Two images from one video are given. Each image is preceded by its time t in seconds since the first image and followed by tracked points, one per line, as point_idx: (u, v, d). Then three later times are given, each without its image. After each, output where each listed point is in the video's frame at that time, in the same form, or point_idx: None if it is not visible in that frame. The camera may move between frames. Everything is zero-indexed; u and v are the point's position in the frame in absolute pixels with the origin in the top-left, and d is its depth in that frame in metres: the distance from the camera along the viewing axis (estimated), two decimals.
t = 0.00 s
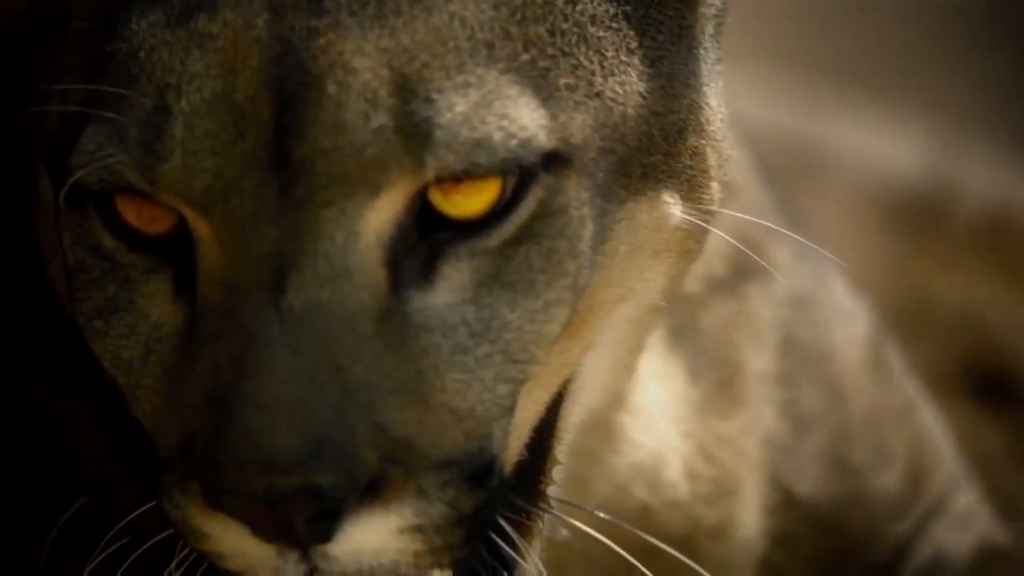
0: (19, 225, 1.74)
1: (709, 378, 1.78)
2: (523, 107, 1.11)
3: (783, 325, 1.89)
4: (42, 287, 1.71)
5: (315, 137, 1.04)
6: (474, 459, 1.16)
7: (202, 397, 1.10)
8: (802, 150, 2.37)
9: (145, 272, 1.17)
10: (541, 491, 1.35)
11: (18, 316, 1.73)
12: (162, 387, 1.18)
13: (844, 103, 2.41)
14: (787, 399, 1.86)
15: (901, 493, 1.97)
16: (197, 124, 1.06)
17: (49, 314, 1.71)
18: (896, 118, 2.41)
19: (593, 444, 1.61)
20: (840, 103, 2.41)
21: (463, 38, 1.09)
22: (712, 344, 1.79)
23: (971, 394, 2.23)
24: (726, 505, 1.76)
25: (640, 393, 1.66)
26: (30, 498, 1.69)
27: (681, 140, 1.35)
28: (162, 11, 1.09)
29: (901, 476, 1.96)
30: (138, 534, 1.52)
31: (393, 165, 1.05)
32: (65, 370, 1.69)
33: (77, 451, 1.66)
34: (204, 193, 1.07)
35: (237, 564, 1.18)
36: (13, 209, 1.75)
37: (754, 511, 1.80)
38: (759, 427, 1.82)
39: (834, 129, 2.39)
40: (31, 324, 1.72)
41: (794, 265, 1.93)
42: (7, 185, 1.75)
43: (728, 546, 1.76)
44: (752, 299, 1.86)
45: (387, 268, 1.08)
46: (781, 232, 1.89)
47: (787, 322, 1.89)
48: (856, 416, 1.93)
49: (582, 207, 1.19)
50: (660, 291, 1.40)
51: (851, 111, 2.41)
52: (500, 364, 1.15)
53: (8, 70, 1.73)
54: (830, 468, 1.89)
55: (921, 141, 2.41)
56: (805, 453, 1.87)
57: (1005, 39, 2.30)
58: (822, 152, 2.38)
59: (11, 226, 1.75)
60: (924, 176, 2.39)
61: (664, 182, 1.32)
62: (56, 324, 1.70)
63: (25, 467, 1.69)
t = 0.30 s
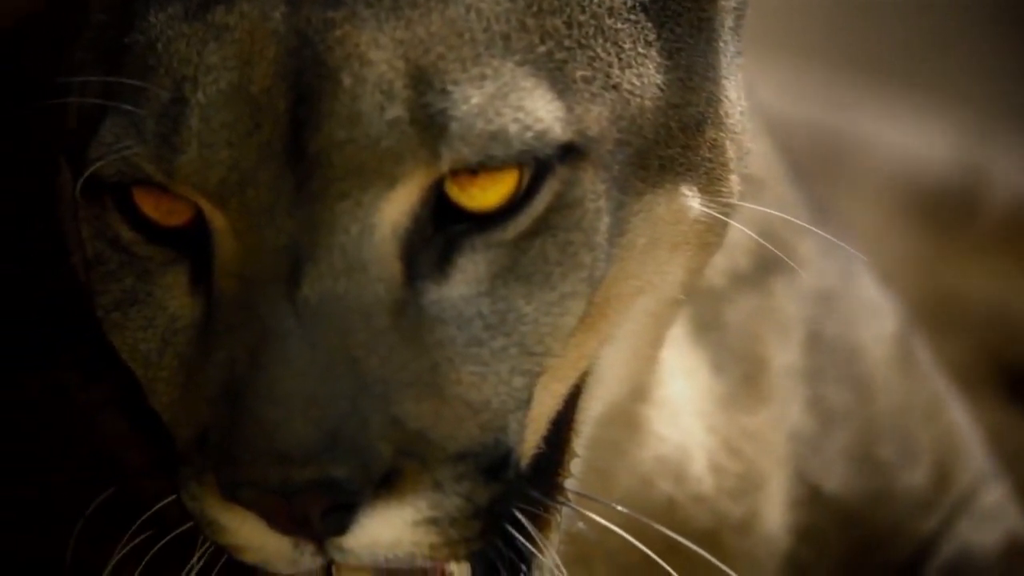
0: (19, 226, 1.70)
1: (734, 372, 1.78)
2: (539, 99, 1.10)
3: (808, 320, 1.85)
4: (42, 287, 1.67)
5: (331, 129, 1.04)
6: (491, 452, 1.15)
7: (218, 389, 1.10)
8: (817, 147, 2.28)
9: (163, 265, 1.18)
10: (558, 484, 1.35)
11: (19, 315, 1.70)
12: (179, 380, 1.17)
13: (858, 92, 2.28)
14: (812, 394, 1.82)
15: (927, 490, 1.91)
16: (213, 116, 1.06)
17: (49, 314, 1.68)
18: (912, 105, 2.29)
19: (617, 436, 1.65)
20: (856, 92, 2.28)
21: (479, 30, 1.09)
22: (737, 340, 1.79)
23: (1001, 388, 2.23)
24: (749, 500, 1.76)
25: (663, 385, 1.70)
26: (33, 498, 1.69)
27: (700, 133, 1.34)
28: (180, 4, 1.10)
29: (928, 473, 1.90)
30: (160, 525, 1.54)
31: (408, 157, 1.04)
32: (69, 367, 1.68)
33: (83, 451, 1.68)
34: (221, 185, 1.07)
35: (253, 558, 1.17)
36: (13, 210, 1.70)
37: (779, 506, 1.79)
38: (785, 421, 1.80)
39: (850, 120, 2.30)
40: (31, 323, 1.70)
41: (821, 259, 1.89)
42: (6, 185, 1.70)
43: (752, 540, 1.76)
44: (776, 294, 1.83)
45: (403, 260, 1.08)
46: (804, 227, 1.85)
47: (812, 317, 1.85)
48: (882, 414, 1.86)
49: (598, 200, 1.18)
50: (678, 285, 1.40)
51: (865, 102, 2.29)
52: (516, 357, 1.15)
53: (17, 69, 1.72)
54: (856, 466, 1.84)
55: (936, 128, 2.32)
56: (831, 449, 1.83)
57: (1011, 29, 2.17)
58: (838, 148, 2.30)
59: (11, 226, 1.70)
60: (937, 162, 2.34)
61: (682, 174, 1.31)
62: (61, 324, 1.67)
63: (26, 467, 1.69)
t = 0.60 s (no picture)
0: (18, 226, 1.77)
1: (748, 369, 1.77)
2: (549, 95, 1.10)
3: (824, 317, 1.83)
4: (42, 287, 1.75)
5: (340, 125, 1.04)
6: (499, 448, 1.15)
7: (228, 385, 1.10)
8: (838, 139, 2.32)
9: (174, 260, 1.18)
10: (568, 480, 1.34)
11: (18, 314, 1.77)
12: (189, 375, 1.18)
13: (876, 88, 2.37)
14: (827, 392, 1.81)
15: (944, 487, 1.88)
16: (223, 112, 1.06)
17: (49, 313, 1.75)
18: (928, 101, 2.38)
19: (631, 433, 1.64)
20: (871, 87, 2.37)
21: (489, 26, 1.09)
22: (752, 337, 1.78)
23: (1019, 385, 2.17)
24: (765, 497, 1.75)
25: (677, 381, 1.68)
26: (32, 499, 1.70)
27: (711, 129, 1.33)
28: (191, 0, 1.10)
29: (944, 470, 1.87)
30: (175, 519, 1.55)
31: (418, 153, 1.04)
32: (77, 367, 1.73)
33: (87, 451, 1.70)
34: (230, 181, 1.07)
35: (264, 554, 1.17)
36: (13, 209, 1.77)
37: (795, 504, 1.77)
38: (797, 419, 1.78)
39: (869, 114, 2.37)
40: (28, 323, 1.76)
41: (837, 256, 1.87)
42: (6, 185, 1.78)
43: (768, 537, 1.75)
44: (791, 291, 1.81)
45: (412, 255, 1.08)
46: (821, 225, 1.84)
47: (827, 314, 1.83)
48: (898, 410, 1.85)
49: (609, 195, 1.17)
50: (690, 281, 1.39)
51: (883, 95, 2.37)
52: (525, 353, 1.14)
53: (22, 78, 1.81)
54: (871, 463, 1.82)
55: (954, 122, 2.39)
56: (847, 447, 1.81)
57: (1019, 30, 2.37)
58: (859, 139, 2.34)
59: (10, 226, 1.77)
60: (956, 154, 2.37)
61: (694, 170, 1.31)
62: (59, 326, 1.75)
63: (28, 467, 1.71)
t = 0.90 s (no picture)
0: (18, 226, 1.98)
1: (767, 365, 1.73)
2: (564, 90, 1.10)
3: (845, 314, 1.77)
4: (42, 288, 1.91)
5: (354, 120, 1.04)
6: (512, 444, 1.14)
7: (242, 381, 1.09)
8: (855, 132, 2.32)
9: (189, 256, 1.18)
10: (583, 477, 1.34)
11: (17, 316, 1.91)
12: (204, 369, 1.18)
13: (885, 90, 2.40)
14: (848, 389, 1.75)
15: (966, 486, 1.79)
16: (238, 107, 1.06)
17: (49, 313, 1.91)
18: (938, 102, 2.40)
19: (650, 428, 1.62)
20: (883, 87, 2.40)
21: (504, 21, 1.09)
22: (771, 333, 1.73)
23: None
24: (788, 494, 1.70)
25: (697, 376, 1.65)
26: (32, 499, 1.78)
27: (727, 124, 1.33)
28: None
29: (966, 469, 1.78)
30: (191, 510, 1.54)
31: (431, 147, 1.04)
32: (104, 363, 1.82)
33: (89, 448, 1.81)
34: (244, 176, 1.07)
35: (279, 549, 1.17)
36: (13, 209, 1.99)
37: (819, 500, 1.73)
38: (821, 416, 1.73)
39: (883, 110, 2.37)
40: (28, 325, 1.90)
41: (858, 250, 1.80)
42: (8, 188, 2.00)
43: (789, 532, 1.70)
44: (810, 286, 1.76)
45: (426, 251, 1.07)
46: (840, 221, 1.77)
47: (847, 311, 1.77)
48: (920, 407, 1.76)
49: (623, 190, 1.17)
50: (706, 275, 1.39)
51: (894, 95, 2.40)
52: (539, 349, 1.14)
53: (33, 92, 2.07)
54: (892, 461, 1.75)
55: (969, 119, 2.37)
56: (869, 445, 1.75)
57: (1016, 30, 2.40)
58: (874, 131, 2.34)
59: (11, 225, 1.98)
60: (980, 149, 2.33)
61: (709, 165, 1.30)
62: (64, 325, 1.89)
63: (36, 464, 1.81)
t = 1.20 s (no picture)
0: (18, 225, 1.89)
1: (787, 361, 1.71)
2: (578, 86, 1.09)
3: (868, 311, 1.75)
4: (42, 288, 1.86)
5: (368, 115, 1.04)
6: (528, 441, 1.13)
7: (257, 377, 1.09)
8: (859, 124, 2.27)
9: (205, 251, 1.18)
10: (597, 473, 1.34)
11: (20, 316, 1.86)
12: (221, 364, 1.18)
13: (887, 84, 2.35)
14: (870, 385, 1.73)
15: (989, 481, 1.76)
16: (253, 103, 1.07)
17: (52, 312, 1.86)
18: (951, 93, 2.34)
19: (668, 422, 1.61)
20: (896, 81, 2.36)
21: (518, 16, 1.09)
22: (790, 328, 1.71)
23: None
24: (809, 489, 1.68)
25: (716, 371, 1.63)
26: (31, 499, 1.79)
27: (743, 119, 1.32)
28: None
29: (989, 465, 1.76)
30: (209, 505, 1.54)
31: (445, 143, 1.04)
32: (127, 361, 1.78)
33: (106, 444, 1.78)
34: (259, 172, 1.07)
35: (295, 543, 1.17)
36: (13, 208, 1.90)
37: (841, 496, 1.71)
38: (842, 410, 1.71)
39: (890, 102, 2.32)
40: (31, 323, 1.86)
41: (882, 248, 1.79)
42: (8, 186, 1.92)
43: (809, 528, 1.69)
44: (831, 282, 1.75)
45: (441, 246, 1.07)
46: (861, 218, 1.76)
47: (871, 307, 1.75)
48: (944, 403, 1.75)
49: (638, 186, 1.17)
50: (722, 271, 1.38)
51: (897, 89, 2.35)
52: (553, 345, 1.13)
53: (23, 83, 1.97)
54: (915, 456, 1.74)
55: (970, 114, 2.32)
56: (891, 441, 1.73)
57: (1018, 30, 2.35)
58: (890, 124, 2.29)
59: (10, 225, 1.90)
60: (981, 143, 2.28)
61: (725, 161, 1.30)
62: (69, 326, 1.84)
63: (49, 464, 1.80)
